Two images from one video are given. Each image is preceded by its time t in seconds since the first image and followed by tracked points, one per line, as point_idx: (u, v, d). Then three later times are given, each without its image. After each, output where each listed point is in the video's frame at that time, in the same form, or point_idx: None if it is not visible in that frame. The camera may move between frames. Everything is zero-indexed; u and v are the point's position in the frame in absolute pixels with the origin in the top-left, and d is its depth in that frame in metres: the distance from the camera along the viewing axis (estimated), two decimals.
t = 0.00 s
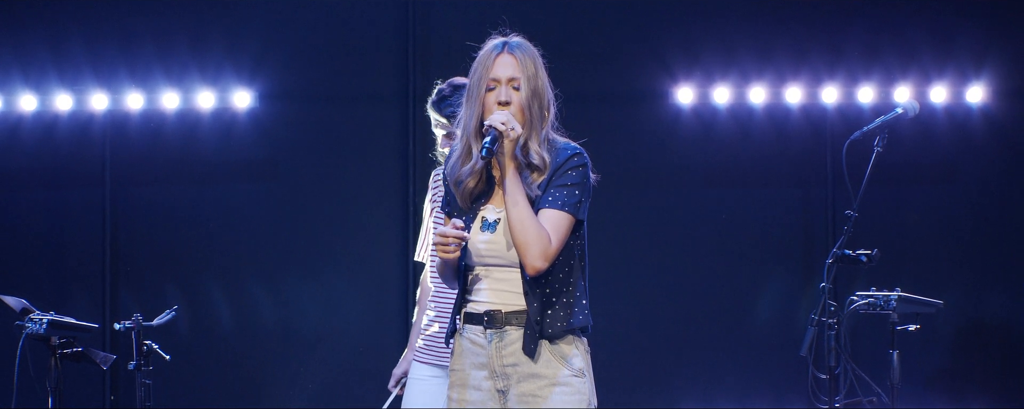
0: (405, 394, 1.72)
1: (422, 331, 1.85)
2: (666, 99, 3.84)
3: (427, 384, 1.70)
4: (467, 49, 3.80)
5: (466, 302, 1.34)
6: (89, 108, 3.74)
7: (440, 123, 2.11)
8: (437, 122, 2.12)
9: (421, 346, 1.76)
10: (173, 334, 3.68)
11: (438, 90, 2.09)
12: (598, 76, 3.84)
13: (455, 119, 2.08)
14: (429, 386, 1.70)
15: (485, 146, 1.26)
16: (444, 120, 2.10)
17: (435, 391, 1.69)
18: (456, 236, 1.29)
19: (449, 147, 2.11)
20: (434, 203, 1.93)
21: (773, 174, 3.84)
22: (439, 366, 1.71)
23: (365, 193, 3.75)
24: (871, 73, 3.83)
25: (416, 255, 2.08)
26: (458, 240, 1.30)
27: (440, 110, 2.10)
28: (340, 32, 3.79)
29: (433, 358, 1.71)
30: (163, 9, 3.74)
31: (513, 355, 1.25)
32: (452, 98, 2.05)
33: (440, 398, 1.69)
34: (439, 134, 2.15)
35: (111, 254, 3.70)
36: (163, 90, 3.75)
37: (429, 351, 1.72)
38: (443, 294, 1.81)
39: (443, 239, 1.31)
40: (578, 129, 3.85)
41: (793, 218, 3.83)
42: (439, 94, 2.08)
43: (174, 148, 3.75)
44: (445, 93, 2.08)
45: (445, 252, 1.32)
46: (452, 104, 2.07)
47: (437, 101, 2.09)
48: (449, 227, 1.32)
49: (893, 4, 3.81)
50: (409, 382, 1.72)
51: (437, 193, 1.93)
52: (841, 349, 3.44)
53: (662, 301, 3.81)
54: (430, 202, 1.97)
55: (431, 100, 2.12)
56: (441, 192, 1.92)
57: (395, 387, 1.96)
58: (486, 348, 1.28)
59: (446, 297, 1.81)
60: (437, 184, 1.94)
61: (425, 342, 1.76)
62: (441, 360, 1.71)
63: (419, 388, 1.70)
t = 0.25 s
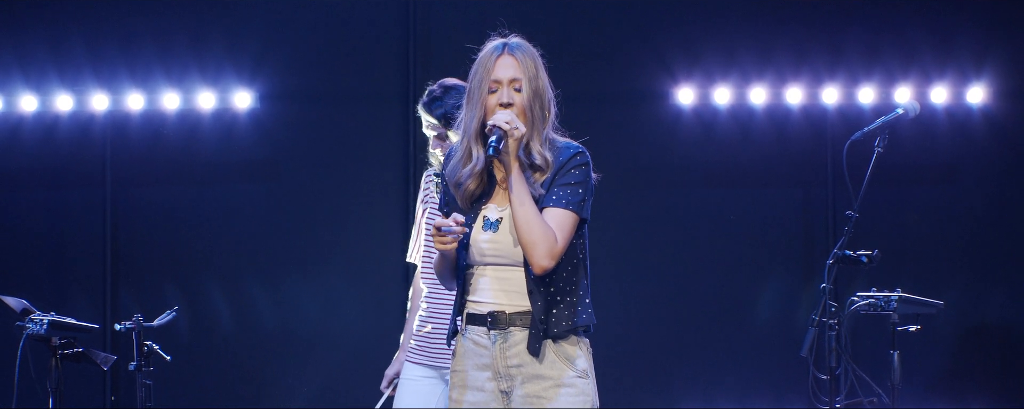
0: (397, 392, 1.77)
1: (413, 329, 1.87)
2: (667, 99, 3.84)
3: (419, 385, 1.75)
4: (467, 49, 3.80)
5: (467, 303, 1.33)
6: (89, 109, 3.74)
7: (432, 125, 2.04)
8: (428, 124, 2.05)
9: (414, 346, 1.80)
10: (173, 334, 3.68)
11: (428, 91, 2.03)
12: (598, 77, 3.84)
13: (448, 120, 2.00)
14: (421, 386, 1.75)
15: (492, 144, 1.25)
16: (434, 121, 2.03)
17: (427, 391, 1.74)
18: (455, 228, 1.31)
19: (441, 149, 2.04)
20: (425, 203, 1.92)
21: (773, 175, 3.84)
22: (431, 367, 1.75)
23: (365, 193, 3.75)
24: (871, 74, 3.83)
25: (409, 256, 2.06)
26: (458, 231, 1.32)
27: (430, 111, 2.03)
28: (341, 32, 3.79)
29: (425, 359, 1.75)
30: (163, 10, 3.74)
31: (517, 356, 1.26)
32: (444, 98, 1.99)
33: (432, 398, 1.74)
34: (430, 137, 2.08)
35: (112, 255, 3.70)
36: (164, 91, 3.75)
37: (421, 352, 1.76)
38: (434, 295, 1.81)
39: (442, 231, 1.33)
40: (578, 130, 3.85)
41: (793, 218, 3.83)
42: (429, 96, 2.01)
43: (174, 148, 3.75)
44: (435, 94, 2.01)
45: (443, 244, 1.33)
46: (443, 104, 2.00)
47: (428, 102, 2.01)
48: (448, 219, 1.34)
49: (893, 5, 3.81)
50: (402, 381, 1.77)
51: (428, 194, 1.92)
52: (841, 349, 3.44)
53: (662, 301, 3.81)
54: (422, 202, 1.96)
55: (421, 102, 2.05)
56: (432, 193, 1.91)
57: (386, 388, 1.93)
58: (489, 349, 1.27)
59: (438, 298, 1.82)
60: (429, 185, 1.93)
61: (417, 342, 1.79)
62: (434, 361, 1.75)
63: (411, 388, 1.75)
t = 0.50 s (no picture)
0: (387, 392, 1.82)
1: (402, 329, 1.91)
2: (667, 99, 3.84)
3: (407, 385, 1.80)
4: (467, 49, 3.80)
5: (476, 304, 1.32)
6: (89, 108, 3.73)
7: (420, 125, 1.98)
8: (416, 125, 1.99)
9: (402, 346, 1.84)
10: (173, 334, 3.67)
11: (416, 92, 2.01)
12: (599, 77, 3.84)
13: (437, 119, 1.95)
14: (410, 386, 1.80)
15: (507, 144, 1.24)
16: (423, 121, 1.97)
17: (416, 392, 1.80)
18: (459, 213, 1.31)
19: (431, 150, 1.98)
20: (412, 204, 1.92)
21: (774, 175, 3.84)
22: (420, 368, 1.79)
23: (365, 193, 3.74)
24: (871, 74, 3.83)
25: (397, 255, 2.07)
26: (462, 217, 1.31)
27: (419, 111, 1.98)
28: (342, 32, 3.78)
29: (414, 360, 1.80)
30: (163, 9, 3.73)
31: (530, 357, 1.25)
32: (433, 97, 1.97)
33: (421, 398, 1.80)
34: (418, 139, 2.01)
35: (112, 255, 3.69)
36: (164, 91, 3.74)
37: (409, 354, 1.80)
38: (422, 297, 1.83)
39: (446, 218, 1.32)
40: (579, 130, 3.85)
41: (793, 218, 3.83)
42: (417, 96, 1.99)
43: (174, 148, 3.74)
44: (424, 94, 2.00)
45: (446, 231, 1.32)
46: (432, 104, 1.97)
47: (416, 103, 1.99)
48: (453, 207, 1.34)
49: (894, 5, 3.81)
50: (390, 382, 1.82)
51: (416, 195, 1.92)
52: (841, 349, 3.44)
53: (663, 301, 3.81)
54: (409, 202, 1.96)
55: (408, 103, 2.01)
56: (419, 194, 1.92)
57: (375, 389, 1.96)
58: (500, 350, 1.27)
59: (426, 299, 1.83)
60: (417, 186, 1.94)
61: (407, 343, 1.82)
62: (421, 363, 1.79)
63: (400, 388, 1.80)
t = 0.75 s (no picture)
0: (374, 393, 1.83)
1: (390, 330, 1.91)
2: (668, 99, 3.84)
3: (395, 386, 1.81)
4: (468, 48, 3.79)
5: (491, 304, 1.35)
6: (89, 108, 3.71)
7: (405, 125, 1.94)
8: (401, 125, 1.96)
9: (389, 347, 1.84)
10: (172, 335, 3.65)
11: (402, 92, 1.97)
12: (601, 77, 3.84)
13: (423, 121, 1.91)
14: (398, 387, 1.81)
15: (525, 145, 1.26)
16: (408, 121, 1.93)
17: (404, 392, 1.80)
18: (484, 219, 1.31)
19: (417, 150, 1.96)
20: (398, 205, 1.92)
21: (774, 175, 3.85)
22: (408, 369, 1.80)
23: (365, 192, 3.74)
24: (871, 74, 3.84)
25: (381, 256, 2.07)
26: (488, 222, 1.31)
27: (404, 111, 1.94)
28: (341, 31, 3.77)
29: (402, 361, 1.80)
30: (162, 8, 3.72)
31: (544, 358, 1.28)
32: (419, 98, 1.93)
33: (409, 398, 1.80)
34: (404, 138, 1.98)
35: (111, 256, 3.68)
36: (163, 90, 3.73)
37: (397, 355, 1.81)
38: (409, 298, 1.83)
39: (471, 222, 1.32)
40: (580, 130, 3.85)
41: (793, 218, 3.84)
42: (404, 97, 1.94)
43: (174, 148, 3.73)
44: (410, 95, 1.96)
45: (471, 236, 1.32)
46: (418, 105, 1.92)
47: (403, 103, 1.95)
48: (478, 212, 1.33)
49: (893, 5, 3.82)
50: (377, 383, 1.82)
51: (401, 196, 1.92)
52: (841, 349, 3.45)
53: (664, 301, 3.81)
54: (394, 204, 1.96)
55: (394, 103, 1.98)
56: (405, 195, 1.91)
57: (361, 390, 1.96)
58: (514, 351, 1.30)
59: (412, 300, 1.83)
60: (401, 187, 1.93)
61: (393, 344, 1.83)
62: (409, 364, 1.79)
63: (388, 390, 1.81)
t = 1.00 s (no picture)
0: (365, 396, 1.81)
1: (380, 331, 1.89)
2: (668, 99, 3.84)
3: (387, 388, 1.80)
4: (468, 48, 3.78)
5: (504, 304, 1.36)
6: (89, 108, 3.70)
7: (395, 126, 1.96)
8: (391, 126, 1.97)
9: (380, 349, 1.83)
10: (172, 335, 3.64)
11: (392, 94, 1.99)
12: (601, 77, 3.85)
13: (414, 120, 1.94)
14: (389, 388, 1.80)
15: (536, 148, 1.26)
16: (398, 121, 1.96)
17: (396, 394, 1.80)
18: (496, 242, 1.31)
19: (407, 151, 1.97)
20: (387, 205, 1.91)
21: (774, 176, 3.85)
22: (401, 370, 1.79)
23: (366, 192, 3.73)
24: (871, 74, 3.84)
25: (368, 257, 2.05)
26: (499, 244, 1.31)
27: (395, 112, 1.96)
28: (341, 30, 3.77)
29: (394, 362, 1.80)
30: (162, 8, 3.71)
31: (555, 359, 1.28)
32: (410, 98, 1.96)
33: (402, 399, 1.80)
34: (393, 140, 1.99)
35: (111, 256, 3.67)
36: (163, 90, 3.72)
37: (389, 357, 1.80)
38: (400, 299, 1.82)
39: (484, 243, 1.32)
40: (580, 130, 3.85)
41: (793, 218, 3.84)
42: (394, 97, 1.97)
43: (174, 149, 3.72)
44: (400, 96, 1.99)
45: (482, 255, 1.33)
46: (409, 105, 1.95)
47: (393, 104, 1.96)
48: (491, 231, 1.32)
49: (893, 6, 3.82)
50: (368, 385, 1.81)
51: (390, 196, 1.91)
52: (842, 350, 3.46)
53: (664, 301, 3.81)
54: (383, 204, 1.95)
55: (383, 104, 1.99)
56: (394, 196, 1.91)
57: (351, 392, 1.95)
58: (526, 351, 1.31)
59: (403, 301, 1.81)
60: (391, 188, 1.93)
61: (384, 346, 1.82)
62: (402, 366, 1.79)
63: (380, 392, 1.79)
